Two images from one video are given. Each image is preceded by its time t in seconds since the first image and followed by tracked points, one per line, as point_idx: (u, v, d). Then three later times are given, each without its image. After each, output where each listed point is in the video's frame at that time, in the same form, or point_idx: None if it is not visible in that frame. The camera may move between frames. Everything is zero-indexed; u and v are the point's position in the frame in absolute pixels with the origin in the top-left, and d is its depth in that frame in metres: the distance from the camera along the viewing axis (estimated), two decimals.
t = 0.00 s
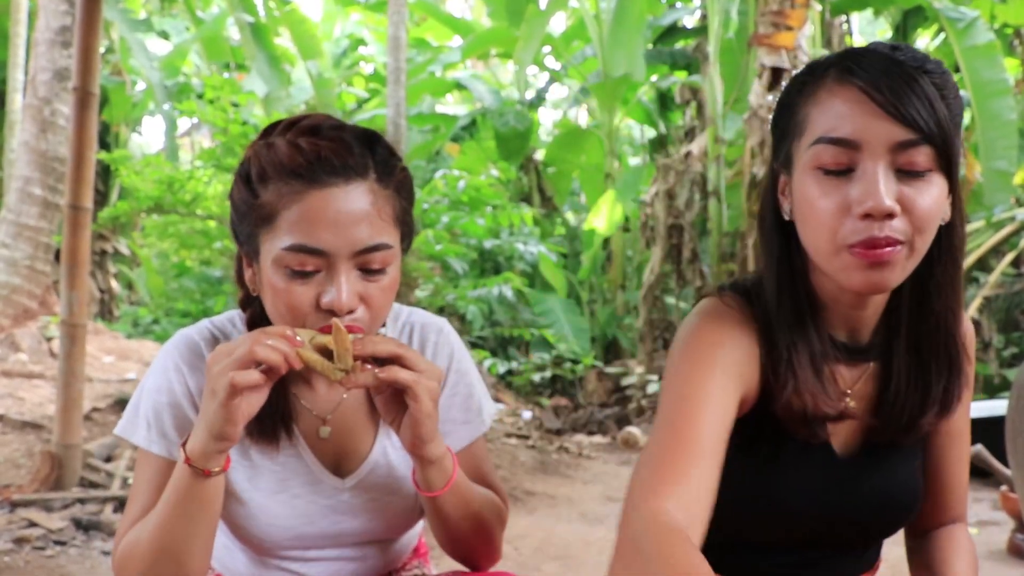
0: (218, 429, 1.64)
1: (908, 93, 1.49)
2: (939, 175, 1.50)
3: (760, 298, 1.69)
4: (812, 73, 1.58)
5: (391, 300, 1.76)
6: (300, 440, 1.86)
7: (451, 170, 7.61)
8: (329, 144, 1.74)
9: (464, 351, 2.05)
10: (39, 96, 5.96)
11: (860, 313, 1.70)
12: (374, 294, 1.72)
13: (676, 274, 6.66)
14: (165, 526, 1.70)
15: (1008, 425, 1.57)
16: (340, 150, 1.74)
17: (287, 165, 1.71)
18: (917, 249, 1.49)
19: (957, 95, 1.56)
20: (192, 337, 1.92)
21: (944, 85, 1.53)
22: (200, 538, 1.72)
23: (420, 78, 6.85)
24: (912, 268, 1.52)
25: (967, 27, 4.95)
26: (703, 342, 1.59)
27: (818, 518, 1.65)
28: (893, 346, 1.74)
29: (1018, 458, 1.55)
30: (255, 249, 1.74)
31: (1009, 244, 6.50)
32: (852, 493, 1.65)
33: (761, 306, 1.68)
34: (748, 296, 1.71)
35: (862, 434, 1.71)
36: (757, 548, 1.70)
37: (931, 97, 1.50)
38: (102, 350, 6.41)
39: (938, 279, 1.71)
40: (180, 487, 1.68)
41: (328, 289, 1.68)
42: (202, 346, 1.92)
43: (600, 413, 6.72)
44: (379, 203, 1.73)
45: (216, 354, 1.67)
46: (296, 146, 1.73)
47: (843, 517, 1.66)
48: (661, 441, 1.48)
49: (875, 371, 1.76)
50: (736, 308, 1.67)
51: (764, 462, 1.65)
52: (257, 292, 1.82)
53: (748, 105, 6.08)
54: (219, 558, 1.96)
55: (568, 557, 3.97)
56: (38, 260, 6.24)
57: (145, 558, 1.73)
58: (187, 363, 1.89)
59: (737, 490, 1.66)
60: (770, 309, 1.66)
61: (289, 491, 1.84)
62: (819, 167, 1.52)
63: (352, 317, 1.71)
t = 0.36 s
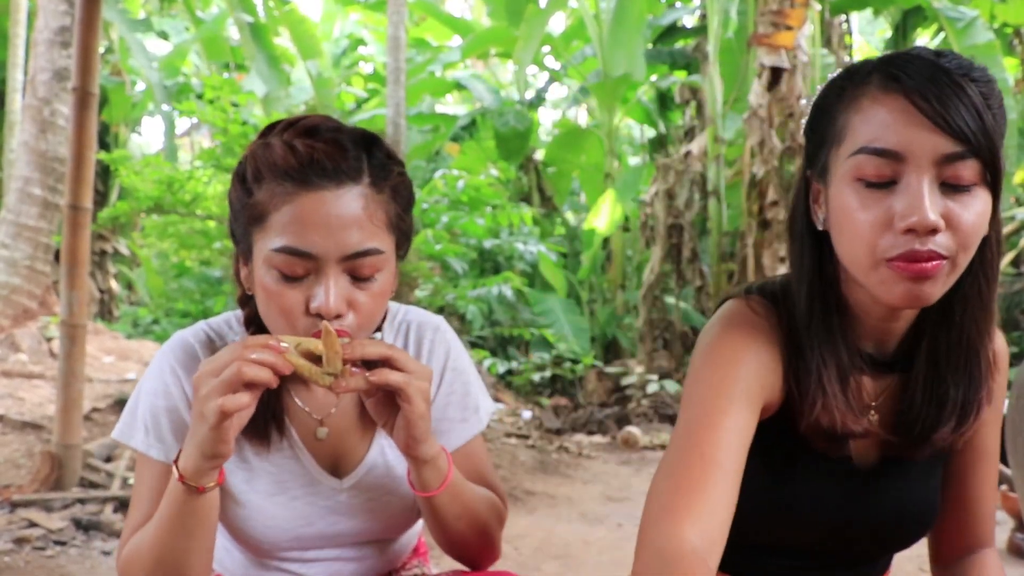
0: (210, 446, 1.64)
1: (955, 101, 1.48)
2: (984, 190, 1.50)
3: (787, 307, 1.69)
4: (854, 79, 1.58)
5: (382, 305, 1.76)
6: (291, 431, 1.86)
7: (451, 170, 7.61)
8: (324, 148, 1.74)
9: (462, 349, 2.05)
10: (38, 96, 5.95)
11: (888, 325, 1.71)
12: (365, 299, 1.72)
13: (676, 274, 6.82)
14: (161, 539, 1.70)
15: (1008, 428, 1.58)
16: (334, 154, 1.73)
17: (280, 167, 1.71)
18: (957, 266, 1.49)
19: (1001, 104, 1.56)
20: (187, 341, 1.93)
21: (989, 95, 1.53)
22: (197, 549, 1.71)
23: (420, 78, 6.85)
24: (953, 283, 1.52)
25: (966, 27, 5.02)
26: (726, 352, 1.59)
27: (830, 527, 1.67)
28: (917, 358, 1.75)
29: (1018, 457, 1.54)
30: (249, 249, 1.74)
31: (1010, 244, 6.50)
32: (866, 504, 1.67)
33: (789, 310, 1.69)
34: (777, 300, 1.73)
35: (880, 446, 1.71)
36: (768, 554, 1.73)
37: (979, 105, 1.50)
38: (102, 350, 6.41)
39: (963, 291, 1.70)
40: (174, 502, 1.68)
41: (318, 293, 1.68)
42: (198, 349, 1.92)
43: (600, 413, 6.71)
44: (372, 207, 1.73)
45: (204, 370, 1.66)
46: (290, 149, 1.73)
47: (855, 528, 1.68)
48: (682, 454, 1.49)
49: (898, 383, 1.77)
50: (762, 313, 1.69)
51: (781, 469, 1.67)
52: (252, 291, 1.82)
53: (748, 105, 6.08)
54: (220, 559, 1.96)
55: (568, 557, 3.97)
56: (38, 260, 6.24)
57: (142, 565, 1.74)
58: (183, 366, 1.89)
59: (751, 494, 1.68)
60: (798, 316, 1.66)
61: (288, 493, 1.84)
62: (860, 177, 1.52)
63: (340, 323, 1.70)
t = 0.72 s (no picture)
0: (194, 445, 1.63)
1: (967, 101, 1.49)
2: (992, 191, 1.51)
3: (792, 306, 1.70)
4: (866, 77, 1.58)
5: (369, 309, 1.76)
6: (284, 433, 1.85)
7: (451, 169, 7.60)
8: (308, 149, 1.73)
9: (457, 346, 2.05)
10: (38, 95, 5.95)
11: (892, 325, 1.70)
12: (351, 303, 1.72)
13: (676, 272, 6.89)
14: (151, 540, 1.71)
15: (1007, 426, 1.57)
16: (318, 157, 1.72)
17: (265, 171, 1.70)
18: (962, 267, 1.49)
19: (1012, 107, 1.56)
20: (180, 343, 1.92)
21: (1000, 97, 1.53)
22: (187, 549, 1.71)
23: (419, 77, 6.86)
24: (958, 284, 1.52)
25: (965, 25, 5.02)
26: (729, 350, 1.59)
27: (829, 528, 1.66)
28: (923, 358, 1.76)
29: (1017, 456, 1.55)
30: (237, 251, 1.74)
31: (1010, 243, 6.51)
32: (866, 504, 1.66)
33: (794, 310, 1.69)
34: (782, 299, 1.73)
35: (883, 448, 1.72)
36: (767, 555, 1.72)
37: (991, 107, 1.50)
38: (102, 349, 6.41)
39: (977, 297, 1.71)
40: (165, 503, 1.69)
41: (303, 297, 1.68)
42: (190, 351, 1.92)
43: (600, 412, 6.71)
44: (357, 210, 1.72)
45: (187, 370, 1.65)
46: (276, 151, 1.72)
47: (856, 528, 1.67)
48: (682, 453, 1.50)
49: (901, 384, 1.77)
50: (767, 311, 1.69)
51: (780, 469, 1.67)
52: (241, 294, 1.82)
53: (748, 103, 6.09)
54: (216, 560, 1.96)
55: (568, 556, 3.97)
56: (38, 259, 6.24)
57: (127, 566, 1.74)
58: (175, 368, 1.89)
59: (751, 494, 1.68)
60: (805, 315, 1.66)
61: (283, 495, 1.84)
62: (871, 175, 1.52)
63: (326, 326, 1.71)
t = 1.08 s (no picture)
0: (173, 528, 1.53)
1: (964, 94, 1.50)
2: (988, 183, 1.51)
3: (790, 297, 1.71)
4: (865, 72, 1.60)
5: (354, 311, 1.73)
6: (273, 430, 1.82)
7: (451, 167, 7.60)
8: (306, 146, 1.73)
9: (448, 335, 2.06)
10: (38, 94, 5.95)
11: (889, 317, 1.72)
12: (333, 303, 1.70)
13: (677, 271, 6.90)
14: None
15: (1006, 421, 1.56)
16: (314, 154, 1.72)
17: (262, 165, 1.70)
18: (959, 258, 1.48)
19: (1009, 105, 1.57)
20: (173, 347, 1.88)
21: (998, 95, 1.54)
22: None
23: (419, 76, 6.87)
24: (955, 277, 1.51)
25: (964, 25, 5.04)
26: (720, 345, 1.60)
27: (824, 521, 1.65)
28: (919, 351, 1.77)
29: (1017, 456, 1.54)
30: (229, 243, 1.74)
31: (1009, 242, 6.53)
32: (860, 496, 1.65)
33: (791, 300, 1.70)
34: (779, 293, 1.74)
35: (881, 441, 1.71)
36: (761, 545, 1.72)
37: (987, 101, 1.51)
38: (102, 348, 6.41)
39: (971, 289, 1.74)
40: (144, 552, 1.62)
41: (285, 293, 1.66)
42: (183, 357, 1.88)
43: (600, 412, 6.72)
44: (348, 214, 1.70)
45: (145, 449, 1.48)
46: (276, 148, 1.73)
47: (850, 523, 1.66)
48: (666, 445, 1.51)
49: (899, 377, 1.79)
50: (763, 304, 1.69)
51: (775, 457, 1.67)
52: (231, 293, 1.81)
53: (748, 103, 6.10)
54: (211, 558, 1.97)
55: (568, 555, 3.98)
56: (38, 258, 6.24)
57: None
58: (168, 374, 1.87)
59: (746, 488, 1.68)
60: (802, 308, 1.67)
61: (277, 496, 1.83)
62: (870, 165, 1.52)
63: (303, 329, 1.68)
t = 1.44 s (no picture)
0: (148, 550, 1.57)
1: (945, 85, 1.51)
2: (973, 169, 1.51)
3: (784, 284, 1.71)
4: (848, 71, 1.61)
5: (365, 287, 1.74)
6: (278, 419, 1.87)
7: (451, 167, 7.60)
8: (311, 127, 1.75)
9: (455, 339, 2.06)
10: (38, 94, 5.95)
11: (885, 305, 1.73)
12: (344, 279, 1.70)
13: (676, 270, 6.90)
14: None
15: (1008, 419, 1.56)
16: (319, 133, 1.74)
17: (268, 146, 1.72)
18: (949, 247, 1.48)
19: (991, 100, 1.56)
20: (179, 335, 1.89)
21: (981, 87, 1.55)
22: None
23: (419, 76, 6.88)
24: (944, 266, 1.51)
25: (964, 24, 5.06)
26: (716, 331, 1.59)
27: (818, 511, 1.64)
28: (916, 340, 1.77)
29: (1018, 453, 1.55)
30: (236, 227, 1.75)
31: (1008, 241, 6.55)
32: (853, 485, 1.64)
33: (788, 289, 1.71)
34: (777, 283, 1.73)
35: (876, 428, 1.71)
36: (757, 535, 1.72)
37: (970, 93, 1.51)
38: (102, 348, 6.41)
39: (966, 278, 1.75)
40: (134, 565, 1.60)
41: (293, 270, 1.67)
42: (189, 345, 1.88)
43: (601, 409, 6.89)
44: (354, 187, 1.73)
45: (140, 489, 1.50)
46: (280, 129, 1.74)
47: (844, 513, 1.65)
48: (658, 428, 1.50)
49: (896, 365, 1.77)
50: (762, 294, 1.68)
51: (767, 444, 1.66)
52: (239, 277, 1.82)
53: (748, 102, 6.10)
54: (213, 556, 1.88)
55: (568, 554, 3.98)
56: (37, 258, 6.24)
57: None
58: (173, 362, 1.86)
59: (742, 479, 1.68)
60: (801, 295, 1.68)
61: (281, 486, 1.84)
62: (859, 158, 1.53)
63: (316, 304, 1.68)
